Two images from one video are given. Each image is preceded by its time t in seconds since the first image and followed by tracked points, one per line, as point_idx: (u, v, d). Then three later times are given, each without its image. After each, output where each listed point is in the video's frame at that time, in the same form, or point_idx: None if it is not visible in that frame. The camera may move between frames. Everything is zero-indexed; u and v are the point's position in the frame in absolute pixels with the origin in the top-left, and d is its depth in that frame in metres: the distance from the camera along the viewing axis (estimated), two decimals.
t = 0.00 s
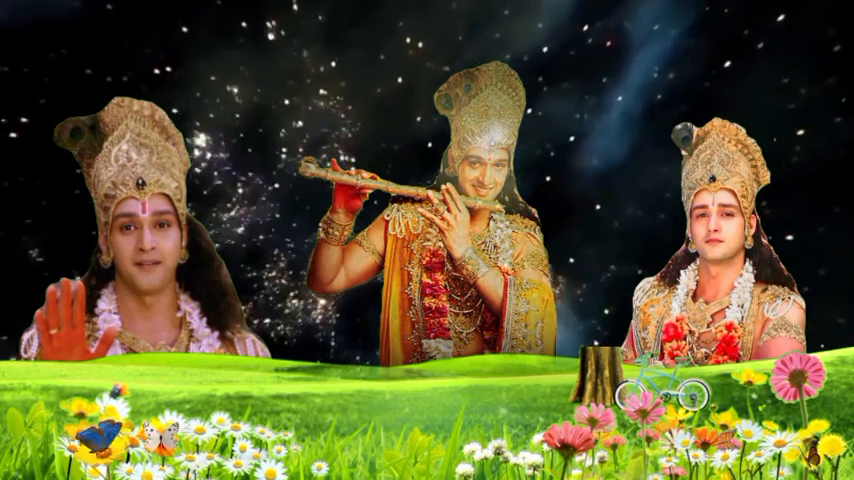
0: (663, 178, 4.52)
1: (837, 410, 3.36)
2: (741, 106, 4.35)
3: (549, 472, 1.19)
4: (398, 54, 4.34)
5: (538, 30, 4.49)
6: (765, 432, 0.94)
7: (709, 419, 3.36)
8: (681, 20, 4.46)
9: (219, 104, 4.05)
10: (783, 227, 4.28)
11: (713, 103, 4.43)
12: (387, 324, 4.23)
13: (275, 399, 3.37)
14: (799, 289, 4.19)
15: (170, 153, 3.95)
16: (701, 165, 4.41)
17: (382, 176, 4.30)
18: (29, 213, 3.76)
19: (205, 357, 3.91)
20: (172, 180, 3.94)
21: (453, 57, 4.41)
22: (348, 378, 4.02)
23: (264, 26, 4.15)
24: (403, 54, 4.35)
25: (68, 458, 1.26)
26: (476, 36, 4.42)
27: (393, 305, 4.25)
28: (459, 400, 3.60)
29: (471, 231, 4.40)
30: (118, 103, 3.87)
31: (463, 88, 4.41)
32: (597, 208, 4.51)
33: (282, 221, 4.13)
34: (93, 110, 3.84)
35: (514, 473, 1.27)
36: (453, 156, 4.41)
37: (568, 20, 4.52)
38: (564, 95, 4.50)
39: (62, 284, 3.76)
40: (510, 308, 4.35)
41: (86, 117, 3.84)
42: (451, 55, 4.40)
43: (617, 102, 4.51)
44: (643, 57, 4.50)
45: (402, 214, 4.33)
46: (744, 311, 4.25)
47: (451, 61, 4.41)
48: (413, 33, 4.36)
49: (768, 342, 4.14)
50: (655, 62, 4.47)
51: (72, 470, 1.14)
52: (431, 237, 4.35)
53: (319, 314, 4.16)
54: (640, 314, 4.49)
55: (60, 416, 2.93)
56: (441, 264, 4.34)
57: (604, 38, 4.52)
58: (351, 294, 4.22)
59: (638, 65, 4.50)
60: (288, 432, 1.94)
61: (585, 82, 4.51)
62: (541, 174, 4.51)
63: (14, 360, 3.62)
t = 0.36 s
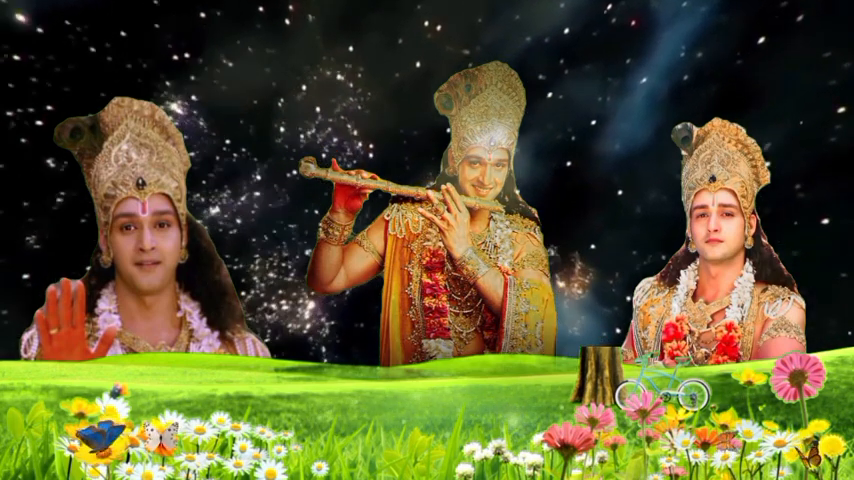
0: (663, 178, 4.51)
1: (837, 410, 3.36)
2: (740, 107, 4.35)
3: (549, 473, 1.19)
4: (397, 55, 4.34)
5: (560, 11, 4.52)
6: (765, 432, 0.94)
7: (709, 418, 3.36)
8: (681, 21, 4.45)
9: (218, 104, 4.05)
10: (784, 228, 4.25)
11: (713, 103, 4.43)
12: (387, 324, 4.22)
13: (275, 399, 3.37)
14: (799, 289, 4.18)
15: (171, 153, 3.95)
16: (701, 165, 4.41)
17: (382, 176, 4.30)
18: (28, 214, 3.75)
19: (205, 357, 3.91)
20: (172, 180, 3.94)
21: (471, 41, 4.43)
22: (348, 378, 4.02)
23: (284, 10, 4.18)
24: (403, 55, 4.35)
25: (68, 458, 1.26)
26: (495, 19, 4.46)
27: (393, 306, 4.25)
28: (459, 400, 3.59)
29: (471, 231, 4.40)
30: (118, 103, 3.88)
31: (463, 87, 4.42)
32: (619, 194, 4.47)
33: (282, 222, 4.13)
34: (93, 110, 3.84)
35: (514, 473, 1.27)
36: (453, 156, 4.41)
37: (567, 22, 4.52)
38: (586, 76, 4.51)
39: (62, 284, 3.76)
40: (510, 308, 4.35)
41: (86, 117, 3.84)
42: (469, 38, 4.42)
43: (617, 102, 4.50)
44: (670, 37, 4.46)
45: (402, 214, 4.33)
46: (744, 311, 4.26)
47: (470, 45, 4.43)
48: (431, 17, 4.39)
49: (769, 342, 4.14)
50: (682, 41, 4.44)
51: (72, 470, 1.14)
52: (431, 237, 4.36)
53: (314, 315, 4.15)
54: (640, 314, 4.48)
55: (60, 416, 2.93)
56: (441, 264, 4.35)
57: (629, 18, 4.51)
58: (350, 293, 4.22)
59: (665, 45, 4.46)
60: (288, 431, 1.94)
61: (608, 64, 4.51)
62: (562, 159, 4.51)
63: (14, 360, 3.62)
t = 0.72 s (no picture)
0: (662, 179, 4.52)
1: (837, 410, 3.36)
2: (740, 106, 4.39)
3: (549, 473, 1.19)
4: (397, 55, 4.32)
5: None
6: (765, 432, 0.94)
7: (709, 418, 3.36)
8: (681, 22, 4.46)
9: (218, 105, 4.05)
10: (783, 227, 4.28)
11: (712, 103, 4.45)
12: (387, 324, 4.23)
13: (275, 399, 3.37)
14: (799, 289, 4.20)
15: (171, 153, 3.96)
16: (701, 165, 4.41)
17: (382, 176, 4.30)
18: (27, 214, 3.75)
19: (205, 357, 3.91)
20: (172, 180, 3.95)
21: (492, 24, 4.42)
22: (347, 378, 4.02)
23: None
24: (405, 55, 4.33)
25: (68, 458, 1.26)
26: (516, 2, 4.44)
27: (393, 305, 4.26)
28: (459, 400, 3.59)
29: (471, 231, 4.40)
30: (118, 103, 3.88)
31: (463, 87, 4.40)
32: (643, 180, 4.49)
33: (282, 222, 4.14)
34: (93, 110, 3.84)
35: (514, 473, 1.27)
36: (453, 156, 4.40)
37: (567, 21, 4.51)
38: (610, 59, 4.49)
39: (62, 284, 3.77)
40: (510, 308, 4.35)
41: (86, 117, 3.83)
42: (490, 22, 4.41)
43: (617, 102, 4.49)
44: (698, 16, 4.45)
45: (402, 214, 4.32)
46: (744, 311, 4.26)
47: (491, 28, 4.42)
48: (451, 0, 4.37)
49: (768, 342, 4.14)
50: (712, 19, 4.43)
51: (72, 470, 1.14)
52: (431, 237, 4.36)
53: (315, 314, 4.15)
54: (640, 314, 4.48)
55: (60, 416, 2.93)
56: (441, 264, 4.35)
57: None
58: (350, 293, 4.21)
59: (693, 24, 4.45)
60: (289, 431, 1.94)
61: (633, 46, 4.49)
62: (583, 143, 4.50)
63: (14, 360, 3.62)
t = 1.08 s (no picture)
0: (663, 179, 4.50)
1: (837, 410, 3.36)
2: (738, 107, 4.41)
3: (550, 473, 1.19)
4: (397, 55, 4.31)
5: None
6: (765, 432, 0.94)
7: (710, 418, 3.35)
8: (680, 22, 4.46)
9: (217, 105, 4.05)
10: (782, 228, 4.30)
11: (712, 103, 4.44)
12: (387, 324, 4.22)
13: (275, 399, 3.37)
14: (799, 289, 4.22)
15: (171, 153, 3.95)
16: (701, 165, 4.42)
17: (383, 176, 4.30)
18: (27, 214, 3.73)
19: (205, 357, 3.91)
20: (172, 180, 3.94)
21: (509, 12, 4.43)
22: (347, 378, 4.01)
23: None
24: (404, 55, 4.32)
25: (68, 458, 1.26)
26: None
27: (393, 305, 4.25)
28: (460, 400, 3.59)
29: (471, 231, 4.40)
30: (118, 103, 3.88)
31: (463, 87, 4.40)
32: (662, 168, 4.49)
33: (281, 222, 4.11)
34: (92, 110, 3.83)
35: (514, 473, 1.27)
36: (453, 156, 4.39)
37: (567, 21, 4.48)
38: (630, 44, 4.48)
39: (62, 284, 3.76)
40: (510, 308, 4.35)
41: (86, 117, 3.83)
42: (507, 10, 4.42)
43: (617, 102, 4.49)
44: None
45: (402, 214, 4.32)
46: (744, 311, 4.26)
47: (507, 16, 4.42)
48: None
49: (768, 342, 4.15)
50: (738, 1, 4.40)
51: (72, 470, 1.14)
52: (431, 237, 4.36)
53: (315, 314, 4.13)
54: (640, 314, 4.47)
55: (60, 416, 2.93)
56: (441, 264, 4.35)
57: None
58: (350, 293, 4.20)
59: (718, 7, 4.42)
60: (289, 431, 1.94)
61: (653, 32, 4.48)
62: (602, 132, 4.49)
63: (14, 360, 3.62)
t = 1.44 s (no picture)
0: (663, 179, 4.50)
1: (837, 410, 3.37)
2: (737, 107, 4.41)
3: (550, 473, 1.19)
4: (396, 57, 4.32)
5: None
6: (765, 432, 0.94)
7: (710, 418, 3.36)
8: (677, 24, 4.48)
9: (216, 106, 4.05)
10: (782, 228, 4.30)
11: (711, 104, 4.45)
12: (387, 324, 4.22)
13: (275, 399, 3.37)
14: (799, 289, 4.23)
15: (171, 153, 3.96)
16: (701, 165, 4.42)
17: (382, 176, 4.30)
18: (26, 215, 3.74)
19: (205, 357, 3.91)
20: (172, 180, 3.95)
21: None
22: (347, 378, 4.01)
23: None
24: (403, 56, 4.33)
25: (68, 458, 1.26)
26: None
27: (393, 305, 4.25)
28: (460, 400, 3.59)
29: (471, 231, 4.40)
30: (118, 103, 3.88)
31: (463, 87, 4.40)
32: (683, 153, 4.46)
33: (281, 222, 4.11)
34: (93, 110, 3.85)
35: (514, 473, 1.27)
36: (453, 156, 4.39)
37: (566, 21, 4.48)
38: (661, 26, 4.48)
39: (62, 284, 3.75)
40: (510, 308, 4.35)
41: (86, 117, 3.85)
42: None
43: (616, 103, 4.49)
44: None
45: (402, 214, 4.32)
46: (744, 311, 4.26)
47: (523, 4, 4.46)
48: None
49: (769, 342, 4.16)
50: None
51: (72, 470, 1.14)
52: (431, 237, 4.36)
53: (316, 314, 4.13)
54: (640, 314, 4.47)
55: (60, 416, 2.93)
56: (441, 264, 4.35)
57: None
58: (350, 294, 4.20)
59: None
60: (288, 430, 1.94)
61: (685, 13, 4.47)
62: (623, 119, 4.49)
63: (14, 360, 3.62)
